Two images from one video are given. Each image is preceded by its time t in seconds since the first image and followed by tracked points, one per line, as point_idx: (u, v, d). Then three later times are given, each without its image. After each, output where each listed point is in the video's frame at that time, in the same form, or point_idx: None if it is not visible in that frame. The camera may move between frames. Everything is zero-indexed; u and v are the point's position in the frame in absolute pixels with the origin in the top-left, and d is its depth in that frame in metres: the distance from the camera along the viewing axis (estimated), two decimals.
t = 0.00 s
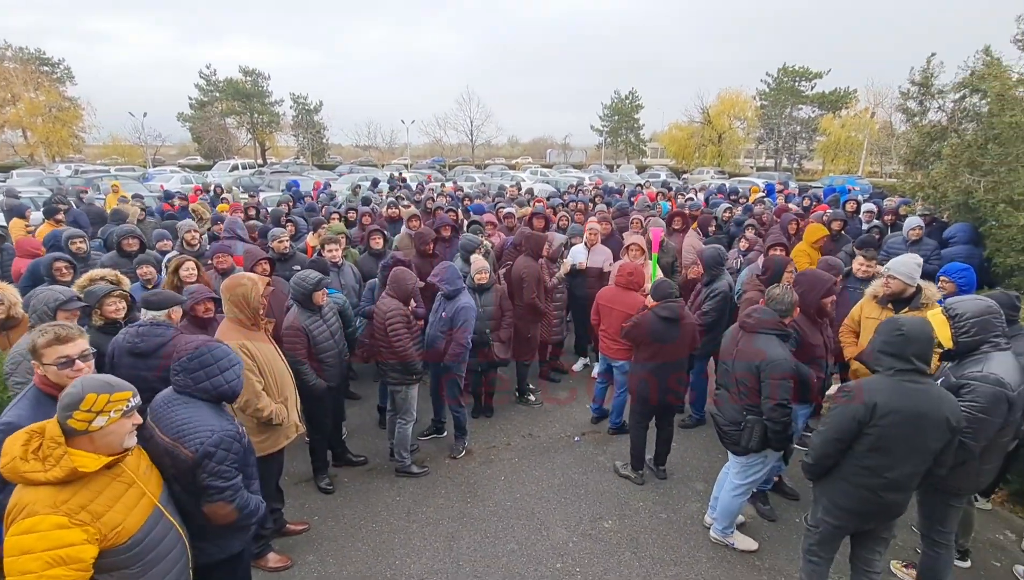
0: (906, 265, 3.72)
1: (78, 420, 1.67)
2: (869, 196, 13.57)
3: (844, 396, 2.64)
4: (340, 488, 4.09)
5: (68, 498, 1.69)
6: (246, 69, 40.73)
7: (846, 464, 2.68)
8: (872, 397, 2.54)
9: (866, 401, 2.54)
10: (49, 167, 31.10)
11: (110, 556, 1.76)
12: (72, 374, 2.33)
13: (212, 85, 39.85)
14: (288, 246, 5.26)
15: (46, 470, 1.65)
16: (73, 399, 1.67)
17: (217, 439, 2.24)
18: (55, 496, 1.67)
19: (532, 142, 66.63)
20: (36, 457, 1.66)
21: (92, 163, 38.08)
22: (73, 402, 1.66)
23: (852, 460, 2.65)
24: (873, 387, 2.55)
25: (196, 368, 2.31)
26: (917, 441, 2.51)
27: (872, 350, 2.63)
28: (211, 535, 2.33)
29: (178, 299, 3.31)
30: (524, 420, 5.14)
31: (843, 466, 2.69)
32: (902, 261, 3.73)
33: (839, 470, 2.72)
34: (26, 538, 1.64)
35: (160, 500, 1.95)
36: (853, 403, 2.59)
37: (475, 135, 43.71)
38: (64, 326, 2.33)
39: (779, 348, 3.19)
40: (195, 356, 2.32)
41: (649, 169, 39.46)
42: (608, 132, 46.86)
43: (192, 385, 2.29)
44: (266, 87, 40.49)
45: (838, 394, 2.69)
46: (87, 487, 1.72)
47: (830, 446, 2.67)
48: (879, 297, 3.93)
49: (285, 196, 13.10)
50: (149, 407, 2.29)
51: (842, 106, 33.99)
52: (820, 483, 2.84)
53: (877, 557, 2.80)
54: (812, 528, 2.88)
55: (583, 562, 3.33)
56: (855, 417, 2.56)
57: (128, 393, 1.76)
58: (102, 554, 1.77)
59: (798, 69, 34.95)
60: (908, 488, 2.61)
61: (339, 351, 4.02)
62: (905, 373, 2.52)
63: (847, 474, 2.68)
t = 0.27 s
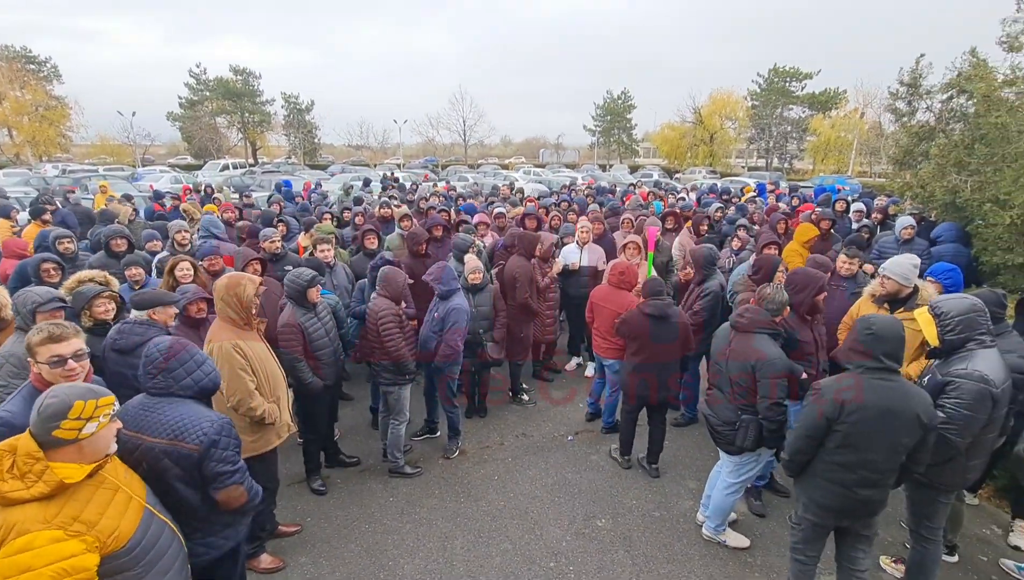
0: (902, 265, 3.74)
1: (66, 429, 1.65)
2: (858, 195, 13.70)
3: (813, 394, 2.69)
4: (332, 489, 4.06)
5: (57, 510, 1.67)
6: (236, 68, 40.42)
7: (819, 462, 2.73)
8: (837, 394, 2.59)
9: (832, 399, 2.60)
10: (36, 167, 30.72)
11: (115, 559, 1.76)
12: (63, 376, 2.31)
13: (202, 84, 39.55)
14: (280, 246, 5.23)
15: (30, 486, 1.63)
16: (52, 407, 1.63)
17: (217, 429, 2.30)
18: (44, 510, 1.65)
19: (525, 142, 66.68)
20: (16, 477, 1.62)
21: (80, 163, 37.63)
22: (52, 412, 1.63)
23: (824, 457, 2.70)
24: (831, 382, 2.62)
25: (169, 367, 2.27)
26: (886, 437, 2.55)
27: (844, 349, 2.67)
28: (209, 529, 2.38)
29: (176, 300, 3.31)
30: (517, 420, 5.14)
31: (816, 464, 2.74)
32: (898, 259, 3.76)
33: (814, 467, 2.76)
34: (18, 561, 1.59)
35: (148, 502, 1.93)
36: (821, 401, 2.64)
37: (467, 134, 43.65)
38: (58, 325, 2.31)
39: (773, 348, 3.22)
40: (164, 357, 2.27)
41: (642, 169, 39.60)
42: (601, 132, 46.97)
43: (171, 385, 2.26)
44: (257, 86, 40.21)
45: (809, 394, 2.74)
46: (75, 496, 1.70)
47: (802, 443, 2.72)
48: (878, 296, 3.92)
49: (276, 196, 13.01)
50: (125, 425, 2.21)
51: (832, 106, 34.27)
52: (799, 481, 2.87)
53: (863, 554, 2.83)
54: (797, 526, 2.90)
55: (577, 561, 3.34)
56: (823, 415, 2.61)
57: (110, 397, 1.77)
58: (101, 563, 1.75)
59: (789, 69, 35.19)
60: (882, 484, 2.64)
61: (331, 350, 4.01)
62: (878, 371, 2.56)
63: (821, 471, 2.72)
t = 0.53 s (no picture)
0: (894, 266, 3.76)
1: (52, 416, 1.75)
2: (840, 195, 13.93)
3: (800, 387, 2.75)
4: (318, 492, 4.04)
5: (45, 507, 1.70)
6: (219, 67, 39.91)
7: (805, 454, 2.78)
8: (820, 387, 2.65)
9: (817, 392, 2.65)
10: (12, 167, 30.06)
11: (120, 553, 1.79)
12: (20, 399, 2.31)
13: (185, 84, 39.05)
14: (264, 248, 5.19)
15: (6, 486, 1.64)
16: (34, 398, 1.73)
17: (218, 393, 2.53)
18: (27, 508, 1.68)
19: (512, 143, 66.77)
20: None
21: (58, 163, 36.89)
22: (38, 401, 1.73)
23: (810, 449, 2.75)
24: (830, 382, 2.62)
25: (154, 351, 2.38)
26: (870, 429, 2.60)
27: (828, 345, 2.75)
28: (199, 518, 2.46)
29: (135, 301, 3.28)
30: (504, 420, 5.15)
31: (803, 456, 2.79)
32: (891, 261, 3.79)
33: (799, 460, 2.82)
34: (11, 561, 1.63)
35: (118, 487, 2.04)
36: (806, 395, 2.69)
37: (454, 135, 43.57)
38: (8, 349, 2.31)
39: (755, 349, 3.26)
40: (146, 344, 2.36)
41: (629, 169, 39.87)
42: (587, 133, 47.17)
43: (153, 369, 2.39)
44: (240, 86, 39.75)
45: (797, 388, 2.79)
46: (58, 489, 1.74)
47: (788, 436, 2.77)
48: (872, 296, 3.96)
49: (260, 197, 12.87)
50: (111, 411, 2.31)
51: (814, 107, 34.78)
52: (785, 474, 2.92)
53: (847, 547, 2.88)
54: (784, 518, 2.94)
55: (563, 560, 3.36)
56: (808, 408, 2.67)
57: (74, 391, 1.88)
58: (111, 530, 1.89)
59: (772, 71, 35.63)
60: (865, 476, 2.69)
61: (320, 352, 3.99)
62: (858, 367, 2.61)
63: (807, 464, 2.77)
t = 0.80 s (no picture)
0: (896, 263, 3.76)
1: (64, 414, 1.87)
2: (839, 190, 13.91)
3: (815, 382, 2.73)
4: (318, 496, 4.04)
5: (55, 495, 1.83)
6: (216, 70, 39.86)
7: (816, 451, 2.77)
8: (833, 384, 2.63)
9: (833, 387, 2.63)
10: (10, 173, 30.03)
11: (126, 541, 1.93)
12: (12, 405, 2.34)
13: (182, 87, 39.03)
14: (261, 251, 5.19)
15: (18, 475, 1.77)
16: (51, 396, 1.86)
17: (207, 397, 2.55)
18: (38, 496, 1.81)
19: (510, 142, 66.72)
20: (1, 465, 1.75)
21: (55, 168, 36.85)
22: (54, 398, 1.86)
23: (822, 446, 2.74)
24: (830, 381, 2.64)
25: (143, 357, 2.38)
26: (884, 426, 2.59)
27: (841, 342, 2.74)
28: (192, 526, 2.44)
29: (128, 309, 3.26)
30: (504, 421, 5.14)
31: (815, 452, 2.78)
32: (892, 258, 3.78)
33: (810, 457, 2.81)
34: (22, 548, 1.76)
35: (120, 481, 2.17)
36: (821, 392, 2.67)
37: (452, 135, 43.53)
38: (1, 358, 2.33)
39: (752, 349, 3.24)
40: (135, 350, 2.36)
41: (627, 167, 39.83)
42: (585, 132, 47.16)
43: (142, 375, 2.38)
44: (238, 89, 39.71)
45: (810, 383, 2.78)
46: (67, 480, 1.87)
47: (802, 432, 2.76)
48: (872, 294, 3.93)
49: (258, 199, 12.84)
50: (100, 418, 2.29)
51: (812, 103, 34.76)
52: (794, 472, 2.91)
53: (850, 545, 2.87)
54: (788, 516, 2.94)
55: (564, 561, 3.35)
56: (824, 403, 2.65)
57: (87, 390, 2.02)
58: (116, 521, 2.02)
59: (769, 67, 35.59)
60: (876, 474, 2.68)
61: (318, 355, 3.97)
62: (871, 365, 2.61)
63: (818, 461, 2.76)
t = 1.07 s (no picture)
0: (890, 262, 3.72)
1: (63, 411, 1.97)
2: (835, 187, 13.94)
3: (812, 381, 2.70)
4: (311, 498, 4.01)
5: (60, 484, 1.92)
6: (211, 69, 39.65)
7: (812, 450, 2.76)
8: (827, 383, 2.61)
9: (830, 386, 2.60)
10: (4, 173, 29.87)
11: (130, 526, 2.06)
12: None
13: (177, 87, 38.86)
14: (253, 251, 5.16)
15: (25, 465, 1.86)
16: (51, 393, 1.95)
17: (160, 401, 2.51)
18: (43, 486, 1.89)
19: (507, 140, 66.71)
20: (9, 457, 1.83)
21: (50, 168, 36.68)
22: (54, 396, 1.96)
23: (817, 445, 2.72)
24: (830, 380, 2.60)
25: (87, 366, 2.32)
26: (880, 426, 2.57)
27: (838, 341, 2.72)
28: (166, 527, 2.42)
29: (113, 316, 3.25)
30: (499, 421, 5.11)
31: (810, 451, 2.76)
32: (886, 256, 3.75)
33: (805, 456, 2.79)
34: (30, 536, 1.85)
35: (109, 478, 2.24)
36: (818, 391, 2.65)
37: (449, 133, 43.47)
38: None
39: (746, 348, 3.22)
40: (78, 360, 2.30)
41: (624, 165, 39.88)
42: (583, 130, 47.14)
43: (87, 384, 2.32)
44: (233, 88, 39.55)
45: (807, 381, 2.75)
46: (70, 470, 1.97)
47: (797, 430, 2.74)
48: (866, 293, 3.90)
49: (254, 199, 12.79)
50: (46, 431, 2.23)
51: (809, 100, 34.81)
52: (789, 472, 2.89)
53: (845, 545, 2.85)
54: (783, 516, 2.92)
55: (559, 562, 3.32)
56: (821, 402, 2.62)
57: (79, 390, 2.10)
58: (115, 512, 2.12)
59: (766, 64, 35.63)
60: (870, 475, 2.66)
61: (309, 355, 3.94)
62: (870, 364, 2.57)
63: (813, 460, 2.74)
